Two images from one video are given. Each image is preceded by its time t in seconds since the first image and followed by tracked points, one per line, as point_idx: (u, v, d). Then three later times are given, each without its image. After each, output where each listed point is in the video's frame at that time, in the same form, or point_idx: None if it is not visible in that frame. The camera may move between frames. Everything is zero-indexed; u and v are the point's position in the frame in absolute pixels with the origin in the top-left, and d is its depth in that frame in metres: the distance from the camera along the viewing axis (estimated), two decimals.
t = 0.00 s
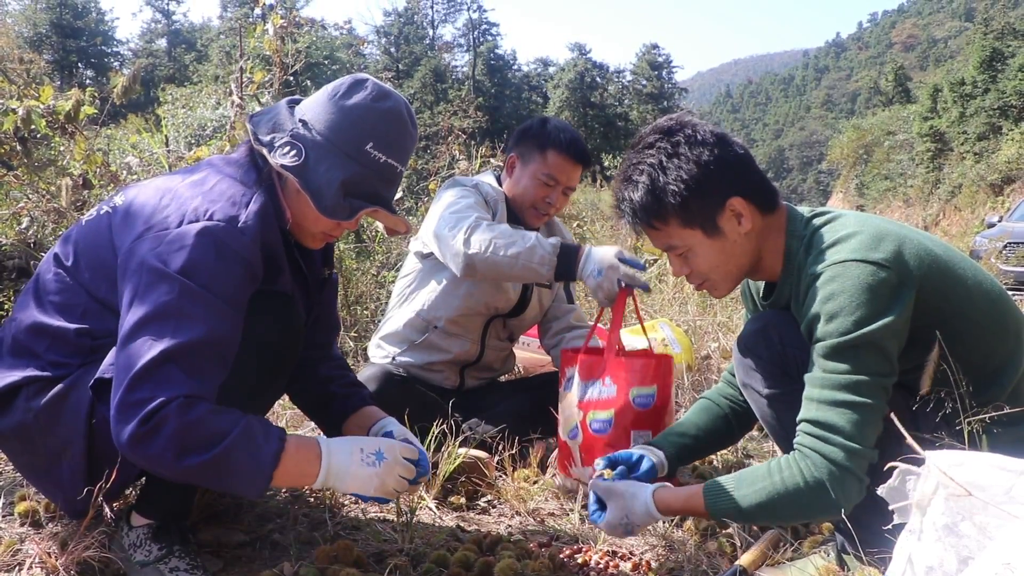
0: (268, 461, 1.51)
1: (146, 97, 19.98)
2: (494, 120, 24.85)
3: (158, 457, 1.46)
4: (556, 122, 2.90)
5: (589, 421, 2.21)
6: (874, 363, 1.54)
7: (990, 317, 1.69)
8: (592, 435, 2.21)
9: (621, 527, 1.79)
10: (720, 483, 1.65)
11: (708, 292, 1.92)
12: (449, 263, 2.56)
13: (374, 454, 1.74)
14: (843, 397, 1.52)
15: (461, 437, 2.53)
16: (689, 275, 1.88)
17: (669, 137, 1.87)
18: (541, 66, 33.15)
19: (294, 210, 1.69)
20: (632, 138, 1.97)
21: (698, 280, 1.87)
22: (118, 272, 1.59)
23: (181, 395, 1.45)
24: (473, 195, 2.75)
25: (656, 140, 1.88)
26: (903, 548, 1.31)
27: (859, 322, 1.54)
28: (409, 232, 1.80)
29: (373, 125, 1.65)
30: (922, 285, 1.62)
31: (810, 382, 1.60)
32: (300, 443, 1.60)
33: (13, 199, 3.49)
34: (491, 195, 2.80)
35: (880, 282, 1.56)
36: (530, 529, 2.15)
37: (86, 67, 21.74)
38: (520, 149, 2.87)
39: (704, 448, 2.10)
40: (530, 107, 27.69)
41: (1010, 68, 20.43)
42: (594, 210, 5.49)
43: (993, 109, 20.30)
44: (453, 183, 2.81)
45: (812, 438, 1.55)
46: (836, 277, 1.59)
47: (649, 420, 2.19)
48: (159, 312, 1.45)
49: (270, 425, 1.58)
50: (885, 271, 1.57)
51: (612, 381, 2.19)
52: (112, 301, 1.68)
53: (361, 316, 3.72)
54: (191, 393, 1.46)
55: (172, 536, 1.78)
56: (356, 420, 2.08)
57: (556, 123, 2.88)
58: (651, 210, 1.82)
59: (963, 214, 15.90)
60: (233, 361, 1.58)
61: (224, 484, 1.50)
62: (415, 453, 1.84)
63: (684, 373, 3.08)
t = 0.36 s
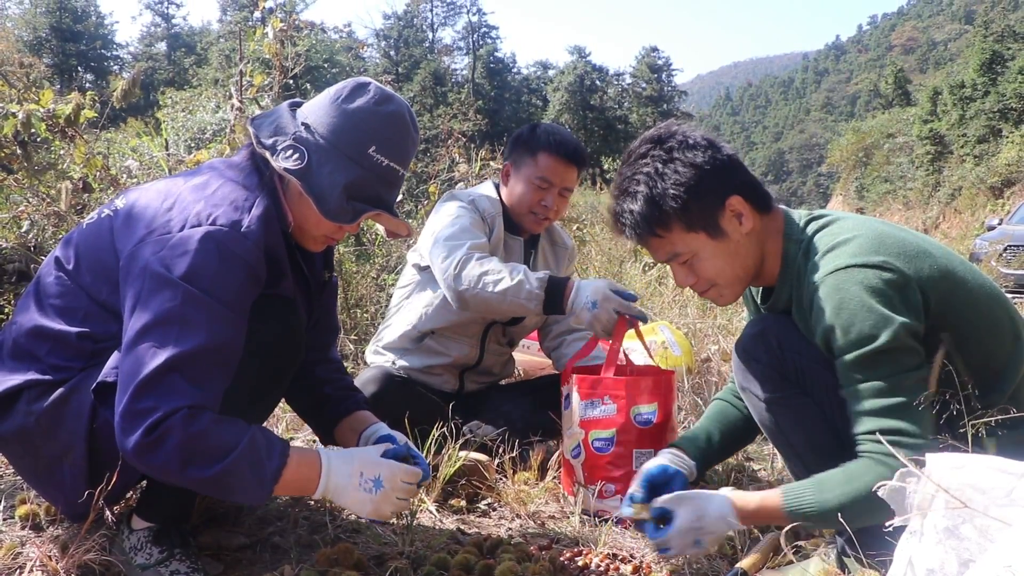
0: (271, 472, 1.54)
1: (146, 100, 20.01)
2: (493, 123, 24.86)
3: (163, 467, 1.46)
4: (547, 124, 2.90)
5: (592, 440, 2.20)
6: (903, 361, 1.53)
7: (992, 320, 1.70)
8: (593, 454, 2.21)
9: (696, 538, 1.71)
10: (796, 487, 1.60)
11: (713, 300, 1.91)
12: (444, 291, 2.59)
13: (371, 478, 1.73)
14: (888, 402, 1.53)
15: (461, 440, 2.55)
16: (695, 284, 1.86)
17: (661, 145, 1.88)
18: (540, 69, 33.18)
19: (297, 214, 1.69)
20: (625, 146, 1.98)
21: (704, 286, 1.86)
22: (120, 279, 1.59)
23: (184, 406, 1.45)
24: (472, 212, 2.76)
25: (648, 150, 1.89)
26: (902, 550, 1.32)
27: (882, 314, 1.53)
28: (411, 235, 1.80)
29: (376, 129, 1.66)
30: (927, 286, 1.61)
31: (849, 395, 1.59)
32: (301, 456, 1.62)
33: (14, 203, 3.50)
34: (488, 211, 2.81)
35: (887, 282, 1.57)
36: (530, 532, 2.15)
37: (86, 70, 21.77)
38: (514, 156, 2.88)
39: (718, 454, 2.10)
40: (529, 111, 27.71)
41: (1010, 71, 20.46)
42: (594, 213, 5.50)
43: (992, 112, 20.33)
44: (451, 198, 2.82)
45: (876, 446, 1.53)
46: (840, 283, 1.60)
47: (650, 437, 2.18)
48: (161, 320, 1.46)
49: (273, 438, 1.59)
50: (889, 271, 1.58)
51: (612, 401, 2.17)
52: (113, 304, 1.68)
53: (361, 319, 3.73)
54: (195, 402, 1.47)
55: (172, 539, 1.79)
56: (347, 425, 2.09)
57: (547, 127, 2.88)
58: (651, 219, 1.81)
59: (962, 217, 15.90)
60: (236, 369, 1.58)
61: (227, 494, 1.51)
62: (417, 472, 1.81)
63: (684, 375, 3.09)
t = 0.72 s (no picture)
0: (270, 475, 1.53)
1: (147, 101, 20.02)
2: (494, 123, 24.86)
3: (162, 472, 1.47)
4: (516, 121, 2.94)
5: (592, 439, 2.20)
6: (943, 326, 1.55)
7: (996, 315, 1.70)
8: (595, 453, 2.20)
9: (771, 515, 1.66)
10: (879, 463, 1.57)
11: (719, 298, 1.90)
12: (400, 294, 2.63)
13: (374, 470, 1.76)
14: (949, 364, 1.53)
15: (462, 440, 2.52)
16: (695, 281, 1.85)
17: (654, 144, 1.89)
18: (541, 69, 33.17)
19: (296, 215, 1.69)
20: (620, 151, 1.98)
21: (707, 282, 1.84)
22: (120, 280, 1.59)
23: (183, 412, 1.45)
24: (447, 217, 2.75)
25: (642, 150, 1.90)
26: (906, 550, 1.30)
27: (915, 281, 1.55)
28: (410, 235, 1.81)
29: (376, 127, 1.66)
30: (945, 268, 1.62)
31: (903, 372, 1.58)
32: (300, 456, 1.62)
33: (15, 204, 3.51)
34: (463, 213, 2.81)
35: (908, 258, 1.58)
36: (532, 531, 2.15)
37: (87, 71, 21.80)
38: (487, 156, 2.92)
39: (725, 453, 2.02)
40: (530, 111, 27.72)
41: (1011, 70, 20.44)
42: (595, 212, 5.50)
43: (994, 111, 20.31)
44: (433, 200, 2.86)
45: (949, 400, 1.51)
46: (861, 267, 1.59)
47: (651, 437, 2.18)
48: (160, 323, 1.45)
49: (270, 438, 1.58)
50: (907, 248, 1.59)
51: (613, 399, 2.18)
52: (113, 305, 1.68)
53: (362, 319, 3.74)
54: (194, 405, 1.47)
55: (174, 539, 1.78)
56: (352, 427, 2.10)
57: (514, 122, 2.91)
58: (648, 216, 1.80)
59: (963, 216, 15.89)
60: (237, 367, 1.58)
61: (227, 496, 1.52)
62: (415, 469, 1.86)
63: (686, 374, 3.08)
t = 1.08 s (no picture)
0: (267, 453, 1.52)
1: (147, 95, 20.01)
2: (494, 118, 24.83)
3: (156, 458, 1.47)
4: (499, 122, 2.77)
5: (593, 432, 2.20)
6: (909, 350, 1.54)
7: (995, 309, 1.69)
8: (596, 447, 2.21)
9: (683, 509, 1.70)
10: (800, 471, 1.59)
11: (716, 293, 1.90)
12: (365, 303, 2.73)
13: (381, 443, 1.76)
14: (897, 395, 1.53)
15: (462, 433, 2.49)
16: (694, 278, 1.85)
17: (652, 140, 1.88)
18: (541, 63, 33.14)
19: (294, 208, 1.69)
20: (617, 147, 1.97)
21: (705, 279, 1.84)
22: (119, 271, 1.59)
23: (179, 395, 1.44)
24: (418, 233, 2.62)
25: (640, 146, 1.89)
26: (907, 541, 1.28)
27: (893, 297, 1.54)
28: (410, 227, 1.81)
29: (374, 119, 1.65)
30: (931, 273, 1.60)
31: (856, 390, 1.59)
32: (301, 435, 1.60)
33: (15, 198, 3.51)
34: (437, 227, 2.65)
35: (892, 270, 1.56)
36: (532, 525, 2.15)
37: (87, 66, 21.78)
38: (468, 162, 2.76)
39: (709, 455, 2.04)
40: (530, 105, 27.69)
41: (1013, 63, 20.40)
42: (596, 206, 5.50)
43: (995, 105, 20.27)
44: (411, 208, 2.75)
45: (883, 434, 1.53)
46: (846, 274, 1.58)
47: (650, 429, 2.19)
48: (157, 313, 1.45)
49: (270, 416, 1.58)
50: (895, 261, 1.57)
51: (613, 394, 2.17)
52: (112, 298, 1.68)
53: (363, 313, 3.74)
54: (190, 390, 1.46)
55: (174, 532, 1.78)
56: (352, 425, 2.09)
57: (495, 125, 2.75)
58: (646, 214, 1.79)
59: (965, 211, 15.87)
60: (235, 358, 1.57)
61: (227, 477, 1.52)
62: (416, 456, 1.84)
63: (686, 368, 3.08)
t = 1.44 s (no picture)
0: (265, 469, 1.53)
1: (147, 94, 20.00)
2: (495, 117, 24.83)
3: (158, 464, 1.47)
4: (494, 142, 2.59)
5: (592, 432, 2.20)
6: (893, 358, 1.53)
7: (992, 309, 1.68)
8: (596, 446, 2.21)
9: (659, 504, 1.77)
10: (773, 476, 1.65)
11: (713, 295, 1.90)
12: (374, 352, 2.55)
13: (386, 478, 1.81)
14: (875, 401, 1.53)
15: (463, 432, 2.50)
16: (692, 283, 1.85)
17: (647, 148, 1.87)
18: (541, 62, 33.13)
19: (292, 207, 1.70)
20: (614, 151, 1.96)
21: (702, 284, 1.85)
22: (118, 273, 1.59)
23: (178, 405, 1.45)
24: (418, 271, 2.45)
25: (635, 154, 1.88)
26: (906, 541, 1.27)
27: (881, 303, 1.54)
28: (409, 227, 1.80)
29: (371, 119, 1.65)
30: (922, 279, 1.60)
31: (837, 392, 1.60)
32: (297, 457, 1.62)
33: (16, 197, 3.52)
34: (441, 265, 2.49)
35: (882, 276, 1.56)
36: (532, 524, 2.15)
37: (87, 64, 21.78)
38: (462, 185, 2.59)
39: (710, 454, 2.09)
40: (531, 104, 27.69)
41: (1014, 63, 20.40)
42: (596, 205, 5.51)
43: (995, 104, 20.26)
44: (406, 244, 2.54)
45: (857, 442, 1.55)
46: (840, 277, 1.57)
47: (651, 430, 2.19)
48: (156, 315, 1.45)
49: (268, 436, 1.58)
50: (887, 266, 1.56)
51: (613, 394, 2.17)
52: (112, 297, 1.68)
53: (363, 312, 3.74)
54: (191, 399, 1.47)
55: (174, 531, 1.78)
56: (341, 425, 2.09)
57: (490, 147, 2.57)
58: (642, 224, 1.80)
59: (965, 211, 15.87)
60: (235, 360, 1.57)
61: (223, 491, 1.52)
62: (405, 515, 1.79)
63: (686, 367, 3.08)
